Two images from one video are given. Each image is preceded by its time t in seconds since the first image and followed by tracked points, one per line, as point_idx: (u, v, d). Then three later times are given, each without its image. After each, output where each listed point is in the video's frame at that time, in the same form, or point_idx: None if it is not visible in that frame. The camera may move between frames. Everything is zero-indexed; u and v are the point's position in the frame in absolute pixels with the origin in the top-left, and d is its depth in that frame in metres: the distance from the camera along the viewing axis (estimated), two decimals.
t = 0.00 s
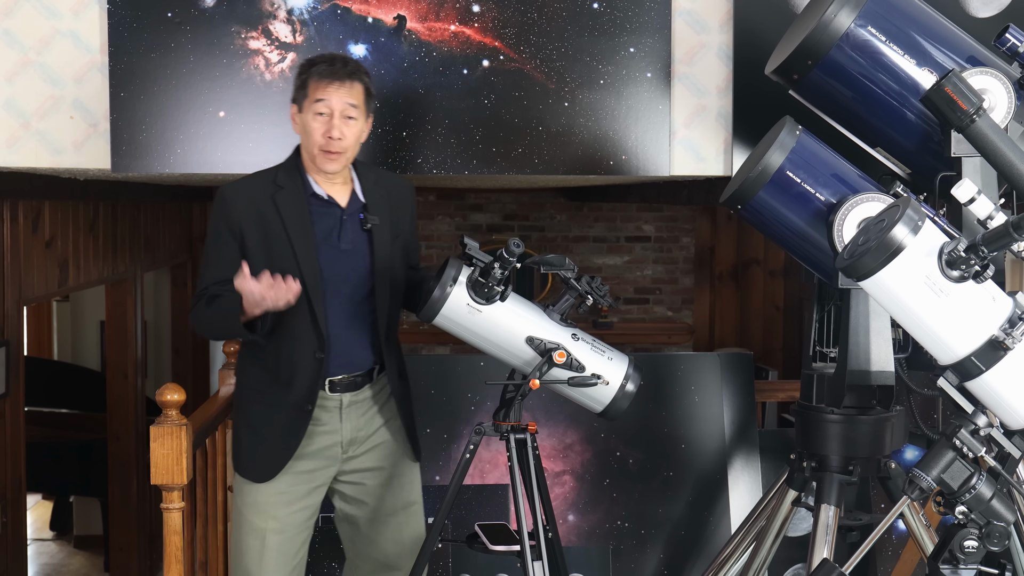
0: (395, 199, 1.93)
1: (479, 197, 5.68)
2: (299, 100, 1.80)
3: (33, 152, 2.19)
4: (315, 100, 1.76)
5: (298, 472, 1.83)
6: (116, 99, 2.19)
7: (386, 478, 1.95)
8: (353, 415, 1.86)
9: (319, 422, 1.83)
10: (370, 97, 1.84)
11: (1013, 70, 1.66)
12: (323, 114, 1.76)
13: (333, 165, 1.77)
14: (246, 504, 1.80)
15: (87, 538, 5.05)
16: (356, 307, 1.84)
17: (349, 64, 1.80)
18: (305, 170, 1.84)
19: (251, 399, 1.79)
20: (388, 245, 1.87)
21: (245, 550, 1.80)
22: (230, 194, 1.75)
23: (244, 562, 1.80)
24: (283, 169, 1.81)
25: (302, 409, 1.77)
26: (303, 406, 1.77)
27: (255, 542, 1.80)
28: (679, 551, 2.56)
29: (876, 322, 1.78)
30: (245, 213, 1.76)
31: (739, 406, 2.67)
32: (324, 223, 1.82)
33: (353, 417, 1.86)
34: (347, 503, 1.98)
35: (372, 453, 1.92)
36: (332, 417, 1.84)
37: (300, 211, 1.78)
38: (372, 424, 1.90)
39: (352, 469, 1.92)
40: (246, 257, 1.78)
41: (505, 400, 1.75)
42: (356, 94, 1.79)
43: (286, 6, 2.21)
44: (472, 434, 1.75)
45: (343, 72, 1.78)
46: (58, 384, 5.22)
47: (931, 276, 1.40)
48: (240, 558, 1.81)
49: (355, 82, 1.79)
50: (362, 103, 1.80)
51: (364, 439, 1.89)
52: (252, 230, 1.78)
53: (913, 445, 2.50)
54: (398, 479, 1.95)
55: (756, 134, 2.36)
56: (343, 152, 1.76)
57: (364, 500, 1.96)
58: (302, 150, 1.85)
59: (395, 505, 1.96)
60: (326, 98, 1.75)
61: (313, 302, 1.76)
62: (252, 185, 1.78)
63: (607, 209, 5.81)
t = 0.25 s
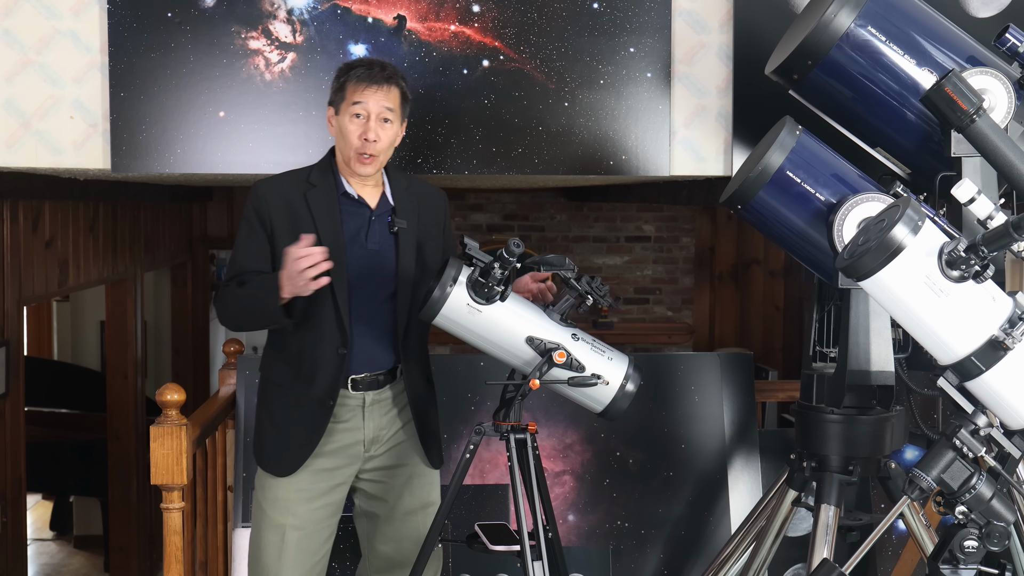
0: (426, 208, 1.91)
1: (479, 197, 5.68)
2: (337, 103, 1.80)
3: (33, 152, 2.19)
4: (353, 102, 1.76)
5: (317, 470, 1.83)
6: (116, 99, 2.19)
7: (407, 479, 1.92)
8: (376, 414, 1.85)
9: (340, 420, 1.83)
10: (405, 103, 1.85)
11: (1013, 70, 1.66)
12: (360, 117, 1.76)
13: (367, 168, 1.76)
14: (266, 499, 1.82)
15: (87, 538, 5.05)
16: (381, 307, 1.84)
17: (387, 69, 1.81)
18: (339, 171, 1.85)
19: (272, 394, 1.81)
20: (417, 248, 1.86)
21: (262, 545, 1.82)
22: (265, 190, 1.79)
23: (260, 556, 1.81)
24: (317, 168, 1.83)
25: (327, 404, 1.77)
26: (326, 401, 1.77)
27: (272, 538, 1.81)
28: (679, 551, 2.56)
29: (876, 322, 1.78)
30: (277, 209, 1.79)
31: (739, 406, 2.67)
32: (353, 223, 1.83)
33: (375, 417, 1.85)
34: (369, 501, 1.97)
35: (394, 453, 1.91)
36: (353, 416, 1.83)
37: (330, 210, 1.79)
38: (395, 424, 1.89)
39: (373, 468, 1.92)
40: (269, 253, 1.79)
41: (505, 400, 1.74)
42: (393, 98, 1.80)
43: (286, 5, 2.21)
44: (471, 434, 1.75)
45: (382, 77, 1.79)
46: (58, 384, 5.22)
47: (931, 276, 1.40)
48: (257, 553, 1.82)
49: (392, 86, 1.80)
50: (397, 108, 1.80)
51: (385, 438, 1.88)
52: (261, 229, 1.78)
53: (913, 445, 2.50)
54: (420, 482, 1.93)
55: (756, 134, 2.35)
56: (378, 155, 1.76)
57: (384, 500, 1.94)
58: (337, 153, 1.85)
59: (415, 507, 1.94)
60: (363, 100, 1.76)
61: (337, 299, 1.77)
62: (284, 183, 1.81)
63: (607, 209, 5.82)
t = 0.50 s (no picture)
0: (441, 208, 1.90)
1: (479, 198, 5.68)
2: (351, 102, 1.80)
3: (33, 152, 2.19)
4: (367, 101, 1.76)
5: (325, 469, 1.83)
6: (116, 99, 2.19)
7: (415, 482, 1.91)
8: (383, 415, 1.85)
9: (349, 420, 1.83)
10: (419, 102, 1.85)
11: (1013, 70, 1.66)
12: (374, 116, 1.75)
13: (380, 166, 1.76)
14: (278, 496, 1.82)
15: (87, 538, 5.05)
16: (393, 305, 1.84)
17: (401, 69, 1.81)
18: (353, 170, 1.86)
19: (284, 391, 1.81)
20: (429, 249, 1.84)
21: (271, 543, 1.82)
22: (281, 189, 1.79)
23: (269, 555, 1.82)
24: (332, 169, 1.83)
25: (340, 403, 1.77)
26: (341, 398, 1.77)
27: (281, 536, 1.82)
28: (679, 551, 2.56)
29: (876, 322, 1.78)
30: (291, 207, 1.79)
31: (739, 407, 2.67)
32: (365, 221, 1.84)
33: (383, 418, 1.85)
34: (379, 502, 1.97)
35: (402, 454, 1.91)
36: (362, 416, 1.84)
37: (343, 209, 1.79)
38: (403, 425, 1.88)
39: (381, 469, 1.92)
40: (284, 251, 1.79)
41: (505, 400, 1.74)
42: (407, 97, 1.79)
43: (286, 6, 2.21)
44: (471, 434, 1.75)
45: (396, 76, 1.79)
46: (58, 384, 5.22)
47: (931, 276, 1.40)
48: (266, 552, 1.83)
49: (406, 86, 1.80)
50: (411, 107, 1.80)
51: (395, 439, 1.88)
52: (267, 227, 1.78)
53: (913, 445, 2.50)
54: (429, 485, 1.92)
55: (756, 133, 2.35)
56: (391, 153, 1.76)
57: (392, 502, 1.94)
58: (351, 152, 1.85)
59: (422, 510, 1.92)
60: (377, 99, 1.75)
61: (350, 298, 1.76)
62: (300, 181, 1.81)
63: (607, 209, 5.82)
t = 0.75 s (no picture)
0: (445, 207, 1.89)
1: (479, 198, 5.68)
2: (357, 101, 1.81)
3: (33, 152, 2.19)
4: (372, 100, 1.76)
5: (329, 470, 1.83)
6: (116, 99, 2.19)
7: (417, 483, 1.91)
8: (387, 416, 1.85)
9: (353, 421, 1.83)
10: (424, 101, 1.84)
11: (1013, 70, 1.66)
12: (379, 114, 1.75)
13: (385, 165, 1.76)
14: (282, 497, 1.83)
15: (87, 538, 5.05)
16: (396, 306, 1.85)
17: (407, 68, 1.80)
18: (358, 170, 1.86)
19: (287, 391, 1.82)
20: (432, 248, 1.84)
21: (275, 542, 1.83)
22: (287, 189, 1.79)
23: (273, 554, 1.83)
24: (338, 169, 1.84)
25: (345, 401, 1.77)
26: (345, 397, 1.77)
27: (284, 537, 1.83)
28: (680, 551, 2.56)
29: (876, 322, 1.78)
30: (296, 207, 1.79)
31: (739, 406, 2.67)
32: (369, 221, 1.84)
33: (386, 419, 1.85)
34: (382, 503, 1.97)
35: (405, 455, 1.90)
36: (365, 417, 1.84)
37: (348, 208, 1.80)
38: (406, 426, 1.88)
39: (384, 470, 1.92)
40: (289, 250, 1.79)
41: (505, 400, 1.74)
42: (412, 96, 1.79)
43: (286, 5, 2.21)
44: (471, 434, 1.75)
45: (401, 75, 1.79)
46: (59, 385, 5.22)
47: (931, 276, 1.40)
48: (269, 552, 1.84)
49: (411, 84, 1.79)
50: (416, 106, 1.79)
51: (397, 440, 1.88)
52: (272, 228, 1.79)
53: (913, 445, 2.50)
54: (432, 487, 1.91)
55: (756, 133, 2.35)
56: (396, 152, 1.75)
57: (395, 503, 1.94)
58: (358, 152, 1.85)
59: (424, 511, 1.92)
60: (382, 98, 1.75)
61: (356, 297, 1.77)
62: (305, 182, 1.81)
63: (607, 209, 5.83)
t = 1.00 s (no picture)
0: (446, 206, 1.89)
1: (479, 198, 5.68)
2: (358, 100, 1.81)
3: (33, 152, 2.19)
4: (372, 97, 1.76)
5: (330, 470, 1.83)
6: (116, 99, 2.19)
7: (418, 484, 1.91)
8: (387, 417, 1.85)
9: (354, 421, 1.83)
10: (425, 99, 1.84)
11: (1013, 70, 1.66)
12: (379, 111, 1.75)
13: (386, 162, 1.75)
14: (283, 497, 1.83)
15: (87, 538, 5.05)
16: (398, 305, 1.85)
17: (407, 66, 1.80)
18: (360, 169, 1.86)
19: (287, 391, 1.81)
20: (433, 248, 1.84)
21: (275, 543, 1.83)
22: (289, 188, 1.79)
23: (274, 555, 1.83)
24: (341, 169, 1.84)
25: (347, 400, 1.77)
26: (347, 396, 1.77)
27: (285, 537, 1.83)
28: (680, 551, 2.56)
29: (876, 322, 1.78)
30: (299, 206, 1.79)
31: (739, 407, 2.67)
32: (371, 220, 1.84)
33: (387, 419, 1.85)
34: (383, 503, 1.97)
35: (406, 456, 1.90)
36: (366, 417, 1.84)
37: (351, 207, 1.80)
38: (407, 427, 1.88)
39: (386, 470, 1.92)
40: (292, 250, 1.79)
41: (505, 400, 1.74)
42: (412, 93, 1.79)
43: (286, 6, 2.21)
44: (471, 434, 1.75)
45: (401, 73, 1.79)
46: (59, 385, 5.22)
47: (931, 276, 1.40)
48: (270, 552, 1.84)
49: (411, 81, 1.79)
50: (416, 104, 1.79)
51: (399, 441, 1.88)
52: (275, 227, 1.79)
53: (913, 445, 2.50)
54: (433, 488, 1.91)
55: (756, 133, 2.35)
56: (397, 149, 1.75)
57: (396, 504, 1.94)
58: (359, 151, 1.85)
59: (425, 512, 1.92)
60: (383, 94, 1.75)
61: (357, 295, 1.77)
62: (308, 182, 1.81)
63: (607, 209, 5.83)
